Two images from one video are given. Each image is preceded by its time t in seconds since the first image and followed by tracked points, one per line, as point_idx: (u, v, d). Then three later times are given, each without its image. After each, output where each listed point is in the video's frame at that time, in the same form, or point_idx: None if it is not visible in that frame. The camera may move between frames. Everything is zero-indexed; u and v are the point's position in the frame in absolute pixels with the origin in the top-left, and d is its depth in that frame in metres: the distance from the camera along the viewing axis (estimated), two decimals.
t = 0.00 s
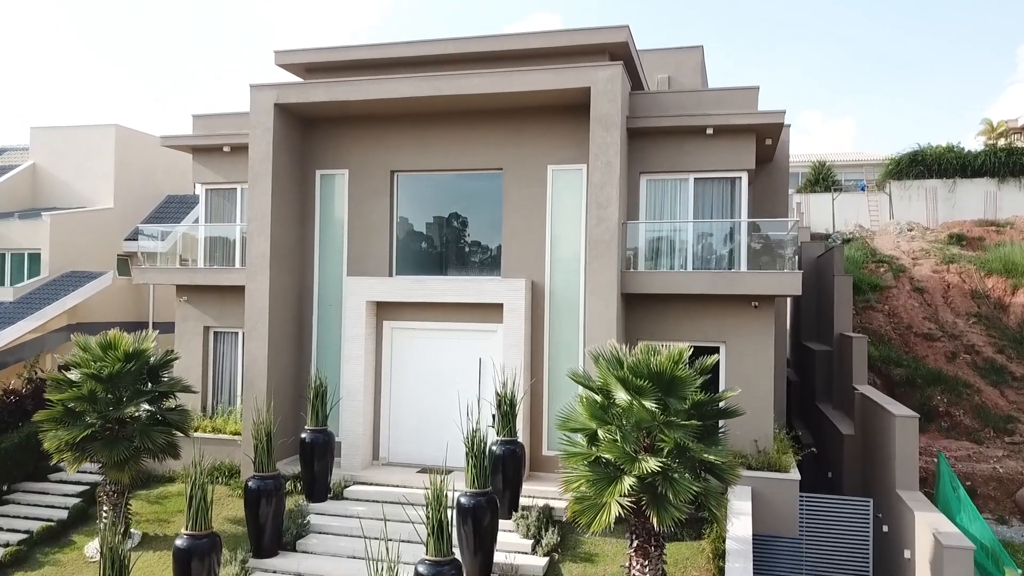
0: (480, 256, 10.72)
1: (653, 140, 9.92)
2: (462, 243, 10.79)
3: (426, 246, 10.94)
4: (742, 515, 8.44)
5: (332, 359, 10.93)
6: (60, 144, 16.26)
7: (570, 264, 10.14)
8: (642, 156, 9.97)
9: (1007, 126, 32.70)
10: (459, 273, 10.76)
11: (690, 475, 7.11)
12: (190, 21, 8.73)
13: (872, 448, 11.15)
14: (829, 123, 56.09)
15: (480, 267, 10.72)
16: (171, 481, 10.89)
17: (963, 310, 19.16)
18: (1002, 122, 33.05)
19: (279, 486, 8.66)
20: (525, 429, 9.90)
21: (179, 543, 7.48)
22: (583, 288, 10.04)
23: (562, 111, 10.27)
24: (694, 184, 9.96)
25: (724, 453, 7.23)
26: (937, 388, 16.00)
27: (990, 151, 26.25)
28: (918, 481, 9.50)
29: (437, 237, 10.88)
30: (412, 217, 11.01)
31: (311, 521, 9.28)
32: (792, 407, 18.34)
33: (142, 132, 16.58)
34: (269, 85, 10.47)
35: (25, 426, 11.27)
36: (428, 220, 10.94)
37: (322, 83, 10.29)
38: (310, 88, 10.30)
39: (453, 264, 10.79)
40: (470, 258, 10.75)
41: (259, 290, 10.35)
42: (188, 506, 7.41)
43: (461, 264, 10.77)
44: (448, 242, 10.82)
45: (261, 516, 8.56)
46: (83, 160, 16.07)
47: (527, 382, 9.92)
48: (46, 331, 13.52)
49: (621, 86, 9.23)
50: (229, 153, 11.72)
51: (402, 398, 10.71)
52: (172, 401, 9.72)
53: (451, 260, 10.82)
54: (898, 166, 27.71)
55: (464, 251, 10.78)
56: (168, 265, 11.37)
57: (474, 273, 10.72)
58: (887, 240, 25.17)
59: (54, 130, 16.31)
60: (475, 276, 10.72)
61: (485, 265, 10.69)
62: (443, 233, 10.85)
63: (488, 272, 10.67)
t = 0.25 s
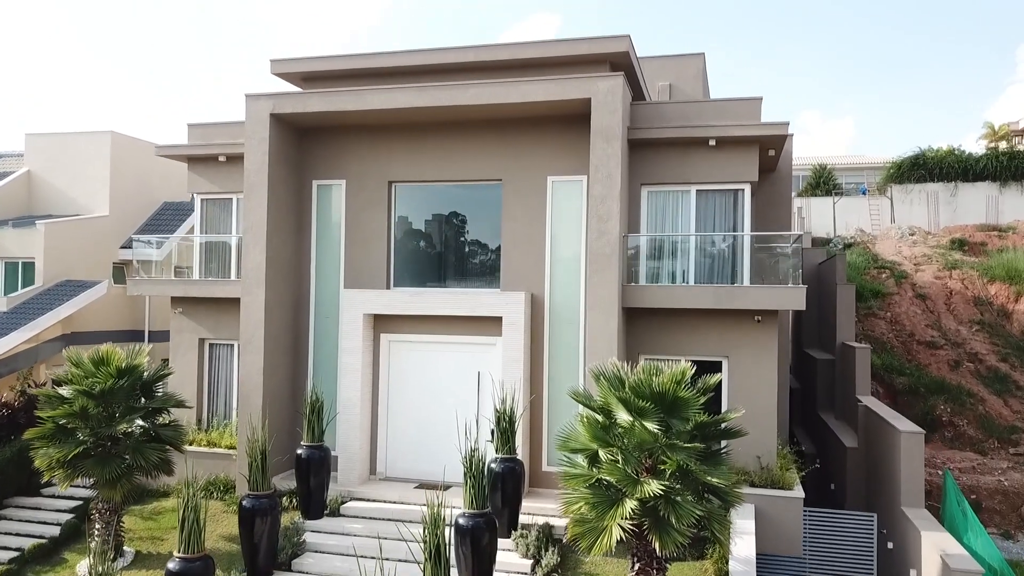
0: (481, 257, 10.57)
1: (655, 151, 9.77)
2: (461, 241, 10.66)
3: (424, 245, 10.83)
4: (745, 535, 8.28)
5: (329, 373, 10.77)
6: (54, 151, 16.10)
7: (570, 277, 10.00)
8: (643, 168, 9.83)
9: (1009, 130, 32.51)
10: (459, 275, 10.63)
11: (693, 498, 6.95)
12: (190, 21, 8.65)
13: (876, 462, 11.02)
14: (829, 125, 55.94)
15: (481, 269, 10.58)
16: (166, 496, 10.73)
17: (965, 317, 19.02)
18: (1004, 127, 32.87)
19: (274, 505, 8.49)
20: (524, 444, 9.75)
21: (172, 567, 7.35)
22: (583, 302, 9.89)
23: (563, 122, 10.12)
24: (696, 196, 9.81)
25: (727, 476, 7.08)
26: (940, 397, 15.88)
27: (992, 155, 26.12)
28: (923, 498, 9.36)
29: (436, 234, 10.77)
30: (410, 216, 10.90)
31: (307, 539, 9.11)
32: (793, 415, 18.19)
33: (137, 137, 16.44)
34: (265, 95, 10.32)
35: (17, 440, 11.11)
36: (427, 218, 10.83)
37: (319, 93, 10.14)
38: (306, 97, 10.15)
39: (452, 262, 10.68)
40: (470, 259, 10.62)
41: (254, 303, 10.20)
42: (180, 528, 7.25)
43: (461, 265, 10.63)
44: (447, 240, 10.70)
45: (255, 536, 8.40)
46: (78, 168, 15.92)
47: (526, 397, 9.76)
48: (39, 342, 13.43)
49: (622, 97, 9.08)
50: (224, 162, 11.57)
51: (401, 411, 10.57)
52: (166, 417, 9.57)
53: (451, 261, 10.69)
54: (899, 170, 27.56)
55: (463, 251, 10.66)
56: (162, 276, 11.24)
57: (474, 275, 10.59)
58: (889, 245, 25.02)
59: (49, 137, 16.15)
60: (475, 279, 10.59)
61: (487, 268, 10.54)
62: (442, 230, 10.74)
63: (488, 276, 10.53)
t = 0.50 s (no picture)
0: (481, 257, 10.40)
1: (657, 163, 9.61)
2: (461, 238, 10.49)
3: (424, 242, 10.64)
4: (750, 556, 8.11)
5: (326, 389, 10.61)
6: (49, 158, 15.93)
7: (571, 290, 9.84)
8: (645, 179, 9.67)
9: (1011, 133, 32.34)
10: (459, 274, 10.46)
11: (698, 522, 6.80)
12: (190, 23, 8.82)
13: (881, 477, 10.87)
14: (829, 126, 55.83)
15: (480, 269, 10.41)
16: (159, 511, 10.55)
17: (969, 324, 18.87)
18: (1006, 129, 32.69)
19: (268, 525, 8.31)
20: (524, 461, 9.58)
21: None
22: (584, 316, 9.73)
23: (563, 132, 9.95)
24: (699, 208, 9.65)
25: (732, 498, 6.93)
26: (945, 407, 15.76)
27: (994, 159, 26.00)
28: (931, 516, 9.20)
29: (436, 232, 10.59)
30: (411, 214, 10.72)
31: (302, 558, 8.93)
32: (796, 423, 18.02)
33: (132, 144, 16.26)
34: (261, 104, 10.15)
35: (9, 454, 10.94)
36: (428, 215, 10.64)
37: (316, 103, 9.97)
38: (303, 107, 9.99)
39: (451, 259, 10.50)
40: (470, 258, 10.45)
41: (250, 316, 10.03)
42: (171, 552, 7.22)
43: (460, 264, 10.46)
44: (447, 236, 10.53)
45: (250, 557, 8.23)
46: (73, 175, 15.75)
47: (526, 413, 9.59)
48: (32, 351, 13.25)
49: (624, 109, 8.93)
50: (220, 172, 11.40)
51: (399, 425, 10.42)
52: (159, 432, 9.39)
53: (450, 261, 10.50)
54: (901, 174, 27.49)
55: (463, 248, 10.48)
56: (157, 288, 11.07)
57: (473, 275, 10.42)
58: (891, 250, 24.88)
59: (43, 143, 15.98)
60: (474, 280, 10.43)
61: (486, 269, 10.38)
62: (442, 228, 10.57)
63: (487, 277, 10.37)
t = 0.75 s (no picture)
0: (480, 255, 10.20)
1: (660, 174, 9.41)
2: (460, 237, 10.29)
3: (424, 241, 10.44)
4: None
5: (322, 408, 10.42)
6: (43, 165, 15.74)
7: (572, 304, 9.63)
8: (648, 191, 9.46)
9: (1014, 136, 32.14)
10: (458, 273, 10.26)
11: (704, 550, 6.59)
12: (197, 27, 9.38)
13: (888, 493, 10.66)
14: (830, 128, 55.65)
15: (480, 269, 10.20)
16: (152, 528, 10.33)
17: (973, 331, 18.68)
18: (1009, 133, 32.49)
19: (262, 547, 8.12)
20: (524, 478, 9.37)
21: None
22: (585, 330, 9.52)
23: (563, 141, 9.75)
24: (703, 220, 9.45)
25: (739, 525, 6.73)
26: (950, 417, 15.55)
27: (997, 162, 26.01)
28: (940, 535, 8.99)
29: (436, 231, 10.38)
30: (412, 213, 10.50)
31: None
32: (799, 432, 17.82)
33: (127, 151, 16.07)
34: (255, 113, 9.95)
35: None
36: (427, 214, 10.43)
37: (311, 112, 9.78)
38: (298, 116, 9.80)
39: (450, 258, 10.30)
40: (469, 256, 10.25)
41: (244, 329, 9.83)
42: None
43: (459, 264, 10.26)
44: (446, 235, 10.33)
45: None
46: (67, 182, 15.55)
47: (526, 429, 9.38)
48: (24, 362, 12.99)
49: (626, 119, 8.73)
50: (215, 182, 11.20)
51: (397, 440, 10.22)
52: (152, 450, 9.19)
53: (449, 261, 10.31)
54: (903, 178, 27.46)
55: (463, 246, 10.28)
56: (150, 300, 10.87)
57: (473, 275, 10.22)
58: (894, 255, 24.69)
59: (38, 151, 15.79)
60: (474, 281, 10.23)
61: (485, 269, 10.18)
62: (442, 228, 10.36)
63: (487, 278, 10.17)
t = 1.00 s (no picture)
0: (480, 253, 9.98)
1: (663, 186, 9.17)
2: (460, 236, 10.07)
3: (423, 241, 10.23)
4: None
5: (318, 426, 10.17)
6: (36, 172, 15.51)
7: (574, 319, 9.38)
8: (651, 203, 9.22)
9: (1017, 139, 31.88)
10: (458, 273, 10.06)
11: None
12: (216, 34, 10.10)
13: (897, 511, 10.42)
14: (830, 129, 55.39)
15: (480, 266, 9.99)
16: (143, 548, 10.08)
17: (979, 339, 18.45)
18: (1012, 136, 32.25)
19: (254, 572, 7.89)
20: (524, 499, 9.12)
21: None
22: (587, 346, 9.28)
23: (565, 152, 9.52)
24: (708, 234, 9.21)
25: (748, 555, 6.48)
26: (957, 428, 15.32)
27: (1000, 166, 25.66)
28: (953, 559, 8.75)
29: (436, 231, 10.16)
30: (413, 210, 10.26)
31: None
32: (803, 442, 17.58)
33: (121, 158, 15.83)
34: (249, 123, 9.72)
35: None
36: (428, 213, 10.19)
37: (306, 123, 9.54)
38: (293, 127, 9.56)
39: (450, 258, 10.10)
40: (469, 254, 10.03)
41: (237, 345, 9.58)
42: None
43: (458, 263, 10.06)
44: (446, 235, 10.11)
45: None
46: (60, 190, 15.31)
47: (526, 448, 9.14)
48: (15, 374, 12.64)
49: (629, 131, 8.49)
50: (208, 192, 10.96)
51: (394, 458, 9.98)
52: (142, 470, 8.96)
53: (448, 260, 10.12)
54: (906, 181, 27.07)
55: (462, 245, 10.07)
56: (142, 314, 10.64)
57: (473, 275, 10.02)
58: (897, 259, 24.45)
59: (30, 158, 15.56)
60: (474, 280, 10.02)
61: (486, 267, 9.97)
62: (442, 228, 10.14)
63: (487, 277, 9.96)
